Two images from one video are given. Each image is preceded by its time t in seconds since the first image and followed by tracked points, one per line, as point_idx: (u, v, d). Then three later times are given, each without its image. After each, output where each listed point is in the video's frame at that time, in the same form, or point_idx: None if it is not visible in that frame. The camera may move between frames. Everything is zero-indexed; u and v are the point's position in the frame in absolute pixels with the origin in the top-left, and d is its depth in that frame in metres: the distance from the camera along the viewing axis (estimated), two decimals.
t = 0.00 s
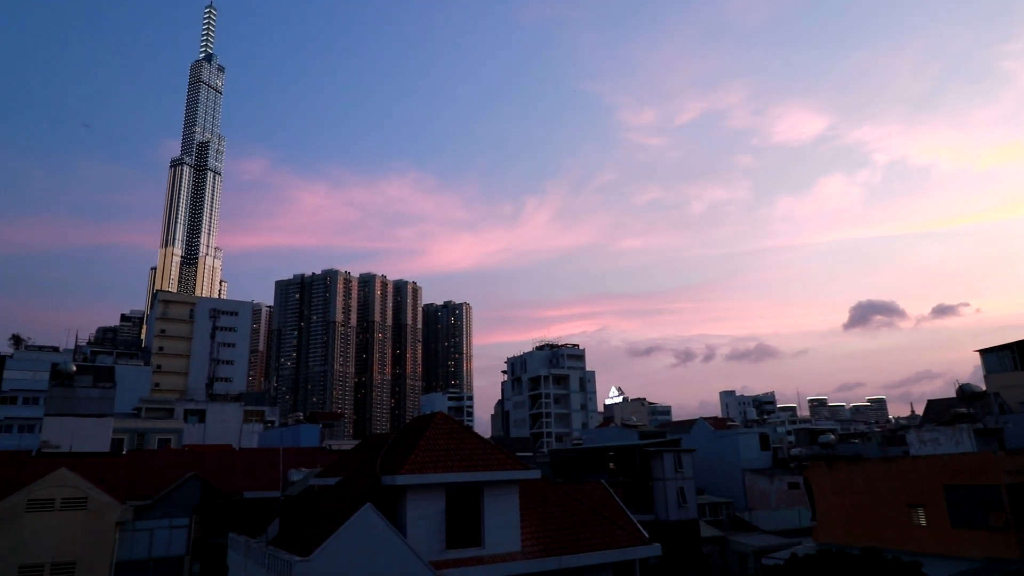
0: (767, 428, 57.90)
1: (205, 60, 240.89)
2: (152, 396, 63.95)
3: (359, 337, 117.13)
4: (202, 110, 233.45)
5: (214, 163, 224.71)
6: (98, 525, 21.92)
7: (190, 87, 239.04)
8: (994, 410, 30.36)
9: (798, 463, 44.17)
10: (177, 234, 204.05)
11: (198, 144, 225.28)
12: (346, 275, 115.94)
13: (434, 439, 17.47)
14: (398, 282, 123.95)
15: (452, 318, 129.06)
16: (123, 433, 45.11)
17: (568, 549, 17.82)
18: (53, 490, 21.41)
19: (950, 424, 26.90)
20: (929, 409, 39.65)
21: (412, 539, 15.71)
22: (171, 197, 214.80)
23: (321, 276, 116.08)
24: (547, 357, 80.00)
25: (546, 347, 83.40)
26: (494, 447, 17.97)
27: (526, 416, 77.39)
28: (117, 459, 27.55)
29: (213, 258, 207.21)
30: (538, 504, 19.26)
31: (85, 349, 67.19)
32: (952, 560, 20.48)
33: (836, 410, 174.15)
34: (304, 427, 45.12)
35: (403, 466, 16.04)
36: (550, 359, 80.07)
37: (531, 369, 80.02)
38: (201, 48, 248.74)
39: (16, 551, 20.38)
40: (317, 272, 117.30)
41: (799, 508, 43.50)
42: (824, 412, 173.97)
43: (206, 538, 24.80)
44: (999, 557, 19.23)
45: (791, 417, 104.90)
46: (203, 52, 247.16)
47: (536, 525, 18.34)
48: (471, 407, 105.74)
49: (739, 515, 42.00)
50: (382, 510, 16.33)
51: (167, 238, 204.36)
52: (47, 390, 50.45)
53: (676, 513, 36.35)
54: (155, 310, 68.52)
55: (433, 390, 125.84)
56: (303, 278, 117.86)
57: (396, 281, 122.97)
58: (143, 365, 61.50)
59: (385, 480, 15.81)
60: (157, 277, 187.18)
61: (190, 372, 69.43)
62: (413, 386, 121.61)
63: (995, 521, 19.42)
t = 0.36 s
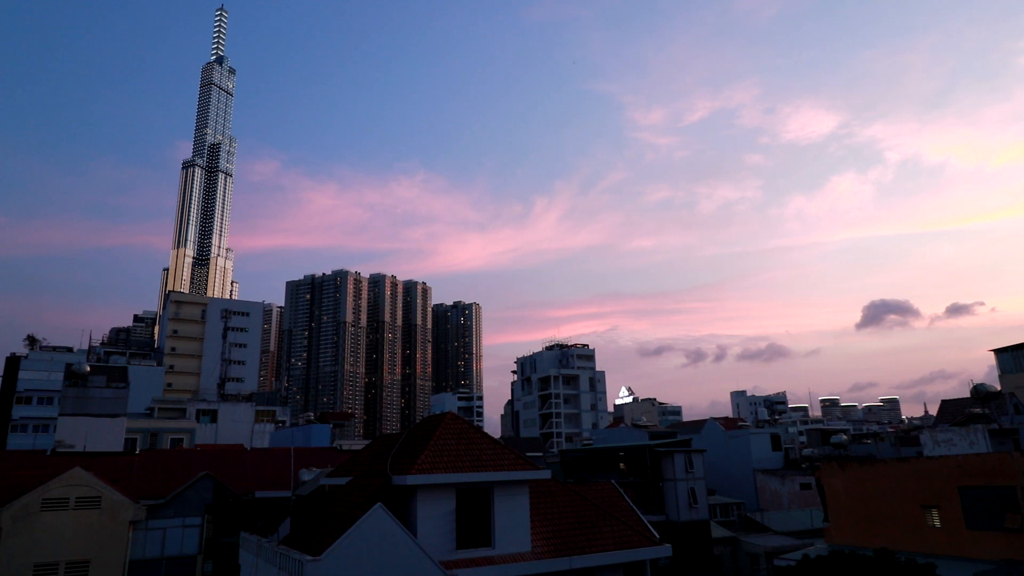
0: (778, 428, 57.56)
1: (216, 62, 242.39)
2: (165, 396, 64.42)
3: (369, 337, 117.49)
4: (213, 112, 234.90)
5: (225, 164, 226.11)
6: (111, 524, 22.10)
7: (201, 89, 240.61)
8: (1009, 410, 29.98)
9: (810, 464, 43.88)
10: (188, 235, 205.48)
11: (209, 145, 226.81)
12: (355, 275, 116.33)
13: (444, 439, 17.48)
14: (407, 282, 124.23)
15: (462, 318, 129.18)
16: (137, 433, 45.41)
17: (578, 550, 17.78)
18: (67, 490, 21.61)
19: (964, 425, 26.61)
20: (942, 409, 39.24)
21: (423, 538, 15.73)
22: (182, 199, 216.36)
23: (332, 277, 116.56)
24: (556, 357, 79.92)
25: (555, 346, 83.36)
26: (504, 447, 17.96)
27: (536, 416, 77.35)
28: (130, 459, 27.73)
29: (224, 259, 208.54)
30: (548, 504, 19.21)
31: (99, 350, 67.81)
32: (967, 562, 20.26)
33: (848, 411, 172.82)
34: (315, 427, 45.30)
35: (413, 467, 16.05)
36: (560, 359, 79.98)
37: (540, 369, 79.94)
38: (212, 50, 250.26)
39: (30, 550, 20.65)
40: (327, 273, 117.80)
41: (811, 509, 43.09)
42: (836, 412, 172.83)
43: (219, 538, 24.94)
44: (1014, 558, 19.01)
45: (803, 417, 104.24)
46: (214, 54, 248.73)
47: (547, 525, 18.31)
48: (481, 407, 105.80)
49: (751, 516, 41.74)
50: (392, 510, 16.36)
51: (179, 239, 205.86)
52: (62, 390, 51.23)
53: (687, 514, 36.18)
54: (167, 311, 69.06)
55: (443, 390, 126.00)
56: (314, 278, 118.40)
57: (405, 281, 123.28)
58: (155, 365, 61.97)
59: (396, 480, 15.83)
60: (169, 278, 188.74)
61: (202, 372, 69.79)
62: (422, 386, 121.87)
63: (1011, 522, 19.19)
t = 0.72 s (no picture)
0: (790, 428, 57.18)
1: (227, 65, 244.19)
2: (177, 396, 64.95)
3: (379, 338, 117.87)
4: (224, 114, 236.63)
5: (237, 166, 227.77)
6: (125, 523, 22.29)
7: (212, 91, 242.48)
8: None
9: (823, 464, 43.53)
10: (200, 236, 207.19)
11: (221, 147, 228.62)
12: (366, 276, 116.70)
13: (455, 439, 17.51)
14: (417, 283, 124.52)
15: (472, 318, 129.36)
16: (150, 433, 45.75)
17: (590, 550, 17.73)
18: (82, 489, 21.81)
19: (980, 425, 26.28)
20: (957, 409, 38.81)
21: (433, 539, 15.75)
22: (194, 200, 218.17)
23: (342, 278, 117.14)
24: (567, 357, 79.85)
25: (566, 347, 83.26)
26: (514, 447, 17.96)
27: (546, 416, 77.25)
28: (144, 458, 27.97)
29: (236, 260, 210.09)
30: (559, 504, 19.20)
31: (113, 351, 68.52)
32: (982, 564, 20.01)
33: (861, 411, 171.52)
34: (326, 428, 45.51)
35: (424, 467, 16.08)
36: (570, 359, 79.90)
37: (550, 369, 79.90)
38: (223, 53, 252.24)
39: (46, 549, 20.90)
40: (338, 274, 118.37)
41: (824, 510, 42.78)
42: (850, 412, 171.58)
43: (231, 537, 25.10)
44: None
45: (815, 417, 103.55)
46: (225, 57, 250.68)
47: (557, 526, 18.29)
48: (491, 407, 105.82)
49: (763, 517, 41.48)
50: (403, 510, 16.39)
51: (191, 240, 207.64)
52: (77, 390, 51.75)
53: (698, 515, 35.98)
54: (180, 312, 69.66)
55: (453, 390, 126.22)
56: (325, 279, 119.01)
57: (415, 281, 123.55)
58: (168, 365, 62.50)
59: (406, 480, 15.88)
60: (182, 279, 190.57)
61: (214, 372, 70.27)
62: (433, 386, 122.14)
63: None
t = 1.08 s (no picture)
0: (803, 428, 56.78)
1: (237, 69, 245.91)
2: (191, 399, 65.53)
3: (390, 339, 118.26)
4: (234, 118, 238.09)
5: (247, 169, 229.27)
6: (140, 524, 22.49)
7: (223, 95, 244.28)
8: None
9: (837, 464, 43.24)
10: (213, 239, 208.86)
11: (232, 151, 230.20)
12: (376, 278, 117.13)
13: (467, 440, 17.53)
14: (427, 284, 124.75)
15: (481, 319, 129.43)
16: (164, 435, 46.15)
17: (603, 551, 17.71)
18: (97, 491, 22.01)
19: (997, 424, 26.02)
20: (972, 407, 38.40)
21: (446, 540, 15.76)
22: (206, 204, 219.81)
23: (353, 279, 117.66)
24: (577, 357, 79.75)
25: (576, 347, 83.09)
26: (526, 448, 17.96)
27: (557, 417, 77.21)
28: (158, 460, 28.23)
29: (248, 263, 211.51)
30: (571, 505, 19.17)
31: (127, 354, 69.25)
32: (1000, 565, 19.78)
33: (875, 410, 169.91)
34: (338, 429, 45.77)
35: (436, 467, 16.12)
36: (581, 359, 79.78)
37: (561, 370, 79.78)
38: (233, 57, 253.93)
39: (63, 550, 21.15)
40: (348, 275, 118.93)
41: (838, 511, 42.44)
42: (863, 412, 170.12)
43: (244, 538, 25.24)
44: None
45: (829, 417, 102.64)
46: (235, 61, 252.37)
47: (570, 527, 18.26)
48: (502, 408, 105.80)
49: (777, 516, 41.22)
50: (415, 510, 16.44)
51: (203, 243, 209.12)
52: (93, 393, 52.31)
53: (710, 515, 35.81)
54: (193, 315, 70.24)
55: (464, 391, 126.36)
56: (335, 281, 119.59)
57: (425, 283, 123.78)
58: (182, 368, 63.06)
59: (418, 481, 15.92)
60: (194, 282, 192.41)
61: (227, 374, 70.75)
62: (444, 387, 122.32)
63: None
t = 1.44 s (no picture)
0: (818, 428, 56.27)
1: (249, 72, 247.86)
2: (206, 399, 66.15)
3: (402, 340, 118.64)
4: (247, 120, 239.87)
5: (260, 172, 231.02)
6: (158, 523, 22.74)
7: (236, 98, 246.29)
8: None
9: (852, 464, 42.87)
10: (226, 241, 210.67)
11: (245, 153, 232.03)
12: (388, 278, 117.54)
13: (479, 440, 17.56)
14: (439, 285, 124.97)
15: (493, 319, 129.51)
16: (180, 436, 46.59)
17: (616, 551, 17.67)
18: (116, 491, 22.30)
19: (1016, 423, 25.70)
20: (990, 407, 37.90)
21: (460, 539, 15.82)
22: (220, 206, 221.72)
23: (365, 280, 118.16)
24: (589, 357, 79.61)
25: (588, 347, 82.91)
26: (538, 448, 17.95)
27: (569, 417, 77.11)
28: (175, 460, 28.54)
29: (261, 265, 213.10)
30: (583, 505, 19.14)
31: (143, 355, 70.02)
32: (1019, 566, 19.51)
33: (891, 410, 168.02)
34: (352, 429, 45.95)
35: (449, 467, 16.17)
36: (593, 359, 79.64)
37: (573, 369, 79.68)
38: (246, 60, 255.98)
39: (82, 548, 21.46)
40: (360, 276, 119.47)
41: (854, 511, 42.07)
42: (879, 411, 168.37)
43: (259, 538, 25.43)
44: None
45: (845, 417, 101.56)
46: (248, 64, 254.31)
47: (582, 527, 18.23)
48: (515, 408, 105.72)
49: (791, 517, 40.94)
50: (428, 510, 16.49)
51: (217, 245, 210.97)
52: (110, 394, 52.98)
53: (724, 515, 35.62)
54: (208, 316, 70.89)
55: (476, 391, 126.50)
56: (348, 282, 120.19)
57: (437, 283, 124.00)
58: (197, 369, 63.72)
59: (431, 480, 15.97)
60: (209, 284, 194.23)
61: (241, 375, 71.29)
62: (456, 387, 122.50)
63: None
